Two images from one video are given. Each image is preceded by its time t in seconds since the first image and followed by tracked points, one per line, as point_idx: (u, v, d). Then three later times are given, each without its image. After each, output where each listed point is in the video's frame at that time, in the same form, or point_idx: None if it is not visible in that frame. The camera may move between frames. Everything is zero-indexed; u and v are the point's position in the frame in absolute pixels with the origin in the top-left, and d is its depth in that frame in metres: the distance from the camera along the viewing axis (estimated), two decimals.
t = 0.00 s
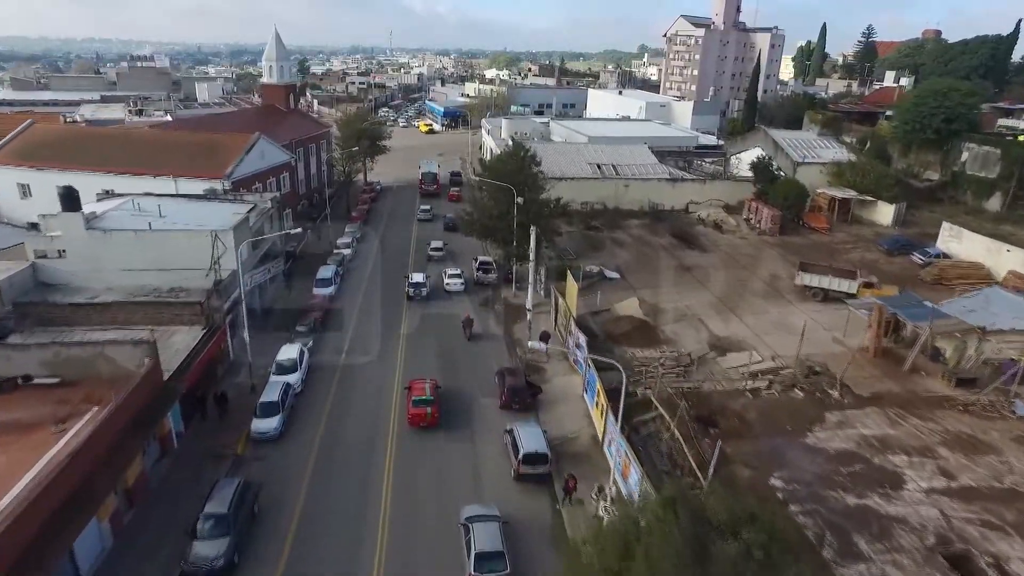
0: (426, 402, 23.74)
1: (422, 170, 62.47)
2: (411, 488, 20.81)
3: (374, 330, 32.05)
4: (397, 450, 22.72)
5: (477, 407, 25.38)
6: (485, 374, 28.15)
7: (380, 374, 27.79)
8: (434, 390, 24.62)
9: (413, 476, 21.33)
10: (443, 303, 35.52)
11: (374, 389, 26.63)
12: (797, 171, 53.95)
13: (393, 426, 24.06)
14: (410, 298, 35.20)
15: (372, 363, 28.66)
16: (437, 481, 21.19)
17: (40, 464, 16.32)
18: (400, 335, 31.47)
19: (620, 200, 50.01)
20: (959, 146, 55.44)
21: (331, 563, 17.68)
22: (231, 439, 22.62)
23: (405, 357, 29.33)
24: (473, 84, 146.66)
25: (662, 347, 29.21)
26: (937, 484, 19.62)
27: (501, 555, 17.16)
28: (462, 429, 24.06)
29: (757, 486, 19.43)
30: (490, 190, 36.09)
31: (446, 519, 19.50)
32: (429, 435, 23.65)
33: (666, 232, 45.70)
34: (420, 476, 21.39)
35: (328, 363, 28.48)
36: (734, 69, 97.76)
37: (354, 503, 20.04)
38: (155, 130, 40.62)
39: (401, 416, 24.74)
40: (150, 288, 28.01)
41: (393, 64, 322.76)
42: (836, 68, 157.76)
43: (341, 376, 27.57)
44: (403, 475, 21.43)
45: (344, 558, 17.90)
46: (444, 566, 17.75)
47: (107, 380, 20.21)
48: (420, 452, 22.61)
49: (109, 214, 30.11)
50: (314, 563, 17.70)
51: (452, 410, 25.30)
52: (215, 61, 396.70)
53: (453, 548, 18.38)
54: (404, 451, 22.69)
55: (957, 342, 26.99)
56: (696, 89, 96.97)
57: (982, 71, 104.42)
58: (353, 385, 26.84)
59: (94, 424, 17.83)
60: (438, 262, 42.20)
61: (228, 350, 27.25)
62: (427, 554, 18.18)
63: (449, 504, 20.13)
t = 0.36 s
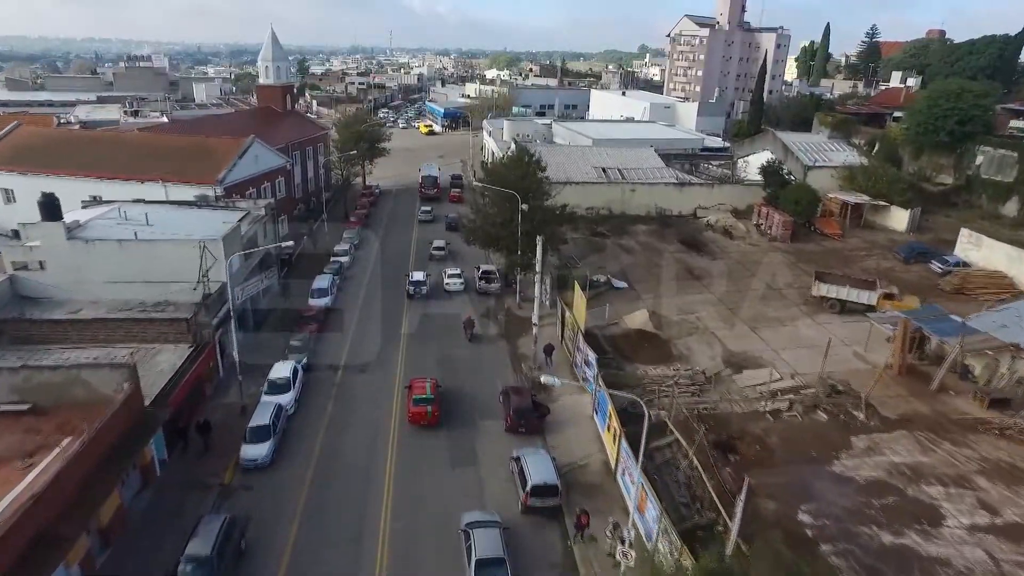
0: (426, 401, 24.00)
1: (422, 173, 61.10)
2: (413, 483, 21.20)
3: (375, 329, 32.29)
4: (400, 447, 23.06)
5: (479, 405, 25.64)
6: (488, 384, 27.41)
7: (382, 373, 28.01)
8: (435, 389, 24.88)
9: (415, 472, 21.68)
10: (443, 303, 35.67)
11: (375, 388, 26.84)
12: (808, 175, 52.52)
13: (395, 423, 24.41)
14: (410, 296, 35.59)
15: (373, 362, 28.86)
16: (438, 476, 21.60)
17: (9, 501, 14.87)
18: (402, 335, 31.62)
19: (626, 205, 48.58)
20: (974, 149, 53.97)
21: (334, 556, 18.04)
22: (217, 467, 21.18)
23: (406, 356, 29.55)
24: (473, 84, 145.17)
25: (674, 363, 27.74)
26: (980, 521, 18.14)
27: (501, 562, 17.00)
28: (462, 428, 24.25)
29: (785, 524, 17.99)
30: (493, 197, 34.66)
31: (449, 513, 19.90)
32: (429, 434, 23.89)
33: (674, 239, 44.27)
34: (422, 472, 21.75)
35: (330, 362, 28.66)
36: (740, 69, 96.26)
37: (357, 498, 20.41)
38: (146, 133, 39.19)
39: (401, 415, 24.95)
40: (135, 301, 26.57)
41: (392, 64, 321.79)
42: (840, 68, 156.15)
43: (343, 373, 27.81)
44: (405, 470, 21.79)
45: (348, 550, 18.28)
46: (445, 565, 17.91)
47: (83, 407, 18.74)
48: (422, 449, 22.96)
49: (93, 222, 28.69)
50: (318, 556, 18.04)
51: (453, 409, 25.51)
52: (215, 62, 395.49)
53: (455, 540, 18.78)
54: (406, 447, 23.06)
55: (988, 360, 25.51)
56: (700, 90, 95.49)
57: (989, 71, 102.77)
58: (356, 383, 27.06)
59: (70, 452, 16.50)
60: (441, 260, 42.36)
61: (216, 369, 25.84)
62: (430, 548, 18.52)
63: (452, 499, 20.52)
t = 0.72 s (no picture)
0: (427, 399, 24.11)
1: (422, 176, 59.76)
2: (414, 482, 21.23)
3: (375, 328, 32.32)
4: (400, 445, 23.10)
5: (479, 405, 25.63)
6: (493, 404, 25.88)
7: (383, 371, 28.04)
8: (436, 388, 25.01)
9: (415, 472, 21.68)
10: (444, 305, 35.68)
11: (378, 387, 26.79)
12: (819, 179, 51.08)
13: (394, 421, 24.45)
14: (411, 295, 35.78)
15: (375, 361, 28.88)
16: (440, 474, 21.67)
17: None
18: (402, 335, 31.52)
19: (632, 210, 47.19)
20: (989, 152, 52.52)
21: (338, 556, 18.04)
22: (205, 498, 19.70)
23: (407, 355, 29.57)
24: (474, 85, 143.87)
25: (689, 382, 26.28)
26: None
27: (501, 567, 16.86)
28: (463, 427, 24.25)
29: (816, 567, 16.56)
30: (497, 205, 33.27)
31: (452, 512, 19.95)
32: (429, 432, 23.95)
33: (682, 246, 42.84)
34: (423, 471, 21.80)
35: (331, 360, 28.67)
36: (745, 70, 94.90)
37: (359, 497, 20.45)
38: (136, 136, 37.78)
39: (403, 414, 24.96)
40: (118, 316, 25.13)
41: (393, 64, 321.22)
42: (844, 69, 154.83)
43: (343, 372, 27.77)
44: (406, 469, 21.82)
45: (350, 549, 18.30)
46: (446, 566, 17.90)
47: (54, 439, 17.26)
48: (422, 448, 23.01)
49: (76, 231, 27.22)
50: (321, 559, 17.95)
51: (453, 408, 25.55)
52: (214, 62, 394.65)
53: (457, 539, 18.85)
54: (406, 445, 23.12)
55: (1023, 379, 24.05)
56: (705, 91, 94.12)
57: (997, 72, 101.20)
58: (358, 383, 27.01)
59: (30, 498, 14.53)
60: (445, 260, 42.43)
61: (205, 390, 24.35)
62: (434, 547, 18.55)
63: (454, 497, 20.56)
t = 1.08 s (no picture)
0: (427, 397, 24.18)
1: (423, 179, 58.29)
2: (417, 481, 21.25)
3: (376, 328, 32.38)
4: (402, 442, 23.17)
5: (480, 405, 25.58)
6: (496, 424, 24.55)
7: (384, 370, 28.10)
8: (436, 386, 25.12)
9: (417, 471, 21.71)
10: (444, 304, 35.70)
11: (379, 386, 26.86)
12: (831, 183, 49.67)
13: (394, 420, 24.48)
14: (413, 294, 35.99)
15: (376, 359, 28.98)
16: (442, 473, 21.70)
17: None
18: (402, 335, 31.44)
19: (639, 215, 45.79)
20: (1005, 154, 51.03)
21: (340, 556, 17.97)
22: (188, 534, 18.36)
23: (407, 354, 29.68)
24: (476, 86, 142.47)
25: (704, 402, 24.81)
26: None
27: (502, 569, 16.80)
28: (464, 425, 24.34)
29: None
30: (499, 212, 31.89)
31: (456, 511, 19.96)
32: (428, 429, 24.04)
33: (692, 253, 41.37)
34: (425, 468, 21.88)
35: (333, 360, 28.79)
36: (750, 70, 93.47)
37: (362, 496, 20.44)
38: (124, 141, 36.40)
39: (403, 412, 25.06)
40: (100, 334, 23.73)
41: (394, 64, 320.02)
42: (849, 69, 153.11)
43: (343, 372, 27.77)
44: (408, 468, 21.85)
45: (352, 550, 18.24)
46: (449, 564, 17.90)
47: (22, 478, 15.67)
48: (423, 446, 23.07)
49: (56, 243, 25.77)
50: (322, 559, 17.88)
51: (454, 407, 25.59)
52: (214, 62, 393.37)
53: (458, 540, 18.74)
54: (407, 443, 23.17)
55: None
56: (710, 91, 92.67)
57: (1005, 72, 99.48)
58: (359, 381, 27.07)
59: None
60: (448, 259, 42.46)
61: (193, 413, 23.01)
62: (438, 546, 18.54)
63: (458, 497, 20.59)
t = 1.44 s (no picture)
0: (427, 396, 24.40)
1: (423, 182, 56.87)
2: (418, 481, 21.33)
3: (376, 328, 32.52)
4: (403, 443, 23.26)
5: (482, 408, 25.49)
6: (501, 448, 23.20)
7: (385, 371, 28.20)
8: (436, 385, 25.31)
9: (419, 470, 21.86)
10: (445, 305, 35.73)
11: (380, 386, 27.03)
12: (843, 188, 48.29)
13: (394, 423, 24.44)
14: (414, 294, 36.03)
15: (377, 360, 29.15)
16: (442, 473, 21.80)
17: None
18: (402, 336, 31.55)
19: (646, 221, 44.45)
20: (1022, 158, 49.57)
21: (343, 558, 18.03)
22: None
23: (408, 354, 29.87)
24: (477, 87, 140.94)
25: (722, 425, 23.39)
26: None
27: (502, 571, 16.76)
28: (464, 424, 24.52)
29: None
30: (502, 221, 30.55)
31: (457, 509, 20.13)
32: (429, 428, 24.24)
33: (701, 262, 39.96)
34: (426, 467, 22.02)
35: (334, 361, 28.96)
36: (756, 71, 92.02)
37: (364, 497, 20.50)
38: (113, 145, 35.04)
39: (403, 411, 25.27)
40: (80, 354, 22.37)
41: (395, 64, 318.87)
42: (854, 69, 151.45)
43: (345, 374, 27.86)
44: (409, 468, 21.94)
45: (355, 550, 18.35)
46: (450, 563, 18.03)
47: None
48: (423, 441, 23.42)
49: (35, 256, 24.43)
50: (325, 560, 17.98)
51: (455, 407, 25.74)
52: (213, 62, 391.97)
53: (457, 540, 18.85)
54: (409, 442, 23.31)
55: None
56: (715, 92, 91.22)
57: (1014, 73, 97.88)
58: (360, 383, 27.21)
59: None
60: (451, 259, 42.28)
61: (182, 439, 21.71)
62: (439, 544, 18.70)
63: (457, 494, 20.79)
